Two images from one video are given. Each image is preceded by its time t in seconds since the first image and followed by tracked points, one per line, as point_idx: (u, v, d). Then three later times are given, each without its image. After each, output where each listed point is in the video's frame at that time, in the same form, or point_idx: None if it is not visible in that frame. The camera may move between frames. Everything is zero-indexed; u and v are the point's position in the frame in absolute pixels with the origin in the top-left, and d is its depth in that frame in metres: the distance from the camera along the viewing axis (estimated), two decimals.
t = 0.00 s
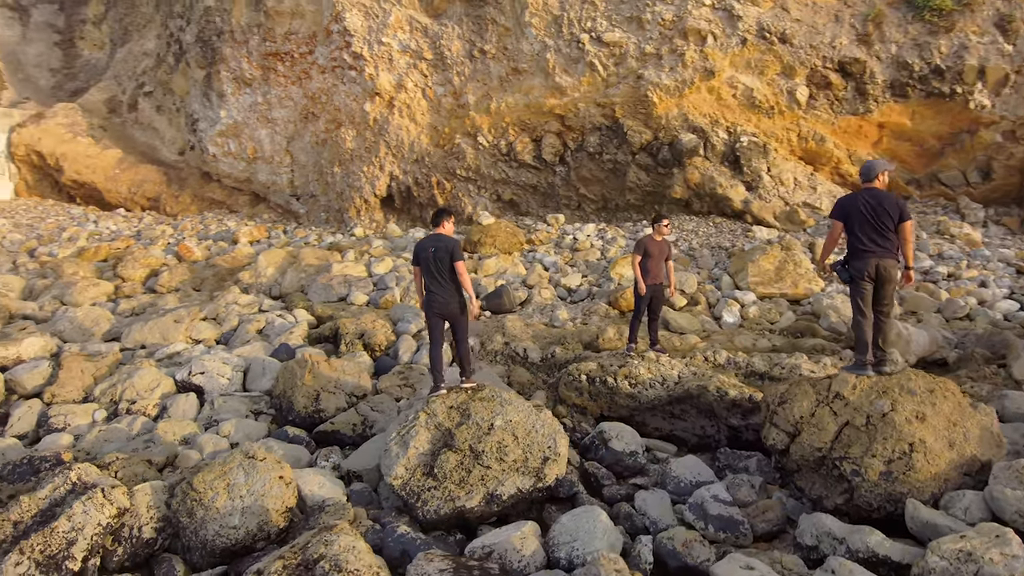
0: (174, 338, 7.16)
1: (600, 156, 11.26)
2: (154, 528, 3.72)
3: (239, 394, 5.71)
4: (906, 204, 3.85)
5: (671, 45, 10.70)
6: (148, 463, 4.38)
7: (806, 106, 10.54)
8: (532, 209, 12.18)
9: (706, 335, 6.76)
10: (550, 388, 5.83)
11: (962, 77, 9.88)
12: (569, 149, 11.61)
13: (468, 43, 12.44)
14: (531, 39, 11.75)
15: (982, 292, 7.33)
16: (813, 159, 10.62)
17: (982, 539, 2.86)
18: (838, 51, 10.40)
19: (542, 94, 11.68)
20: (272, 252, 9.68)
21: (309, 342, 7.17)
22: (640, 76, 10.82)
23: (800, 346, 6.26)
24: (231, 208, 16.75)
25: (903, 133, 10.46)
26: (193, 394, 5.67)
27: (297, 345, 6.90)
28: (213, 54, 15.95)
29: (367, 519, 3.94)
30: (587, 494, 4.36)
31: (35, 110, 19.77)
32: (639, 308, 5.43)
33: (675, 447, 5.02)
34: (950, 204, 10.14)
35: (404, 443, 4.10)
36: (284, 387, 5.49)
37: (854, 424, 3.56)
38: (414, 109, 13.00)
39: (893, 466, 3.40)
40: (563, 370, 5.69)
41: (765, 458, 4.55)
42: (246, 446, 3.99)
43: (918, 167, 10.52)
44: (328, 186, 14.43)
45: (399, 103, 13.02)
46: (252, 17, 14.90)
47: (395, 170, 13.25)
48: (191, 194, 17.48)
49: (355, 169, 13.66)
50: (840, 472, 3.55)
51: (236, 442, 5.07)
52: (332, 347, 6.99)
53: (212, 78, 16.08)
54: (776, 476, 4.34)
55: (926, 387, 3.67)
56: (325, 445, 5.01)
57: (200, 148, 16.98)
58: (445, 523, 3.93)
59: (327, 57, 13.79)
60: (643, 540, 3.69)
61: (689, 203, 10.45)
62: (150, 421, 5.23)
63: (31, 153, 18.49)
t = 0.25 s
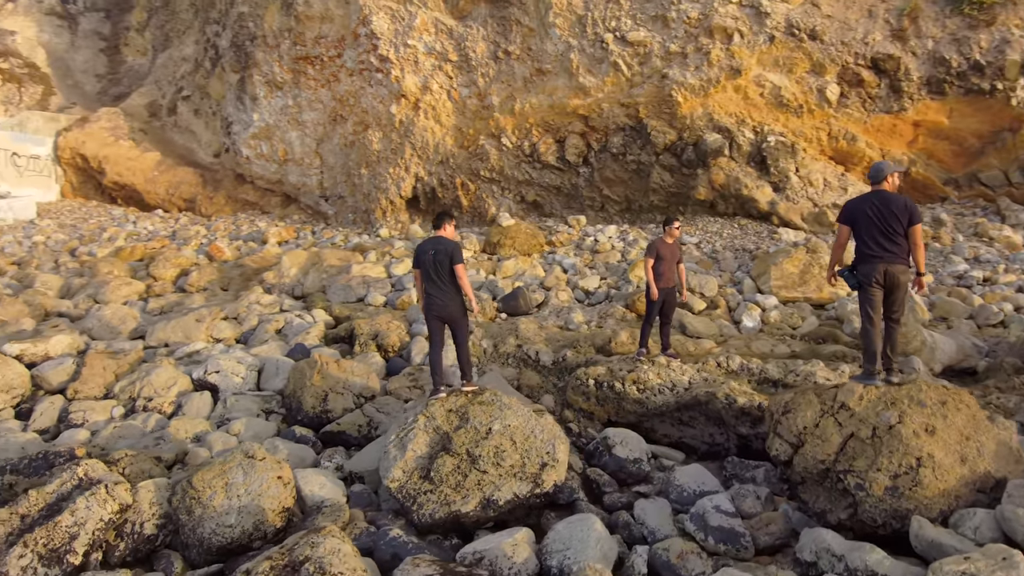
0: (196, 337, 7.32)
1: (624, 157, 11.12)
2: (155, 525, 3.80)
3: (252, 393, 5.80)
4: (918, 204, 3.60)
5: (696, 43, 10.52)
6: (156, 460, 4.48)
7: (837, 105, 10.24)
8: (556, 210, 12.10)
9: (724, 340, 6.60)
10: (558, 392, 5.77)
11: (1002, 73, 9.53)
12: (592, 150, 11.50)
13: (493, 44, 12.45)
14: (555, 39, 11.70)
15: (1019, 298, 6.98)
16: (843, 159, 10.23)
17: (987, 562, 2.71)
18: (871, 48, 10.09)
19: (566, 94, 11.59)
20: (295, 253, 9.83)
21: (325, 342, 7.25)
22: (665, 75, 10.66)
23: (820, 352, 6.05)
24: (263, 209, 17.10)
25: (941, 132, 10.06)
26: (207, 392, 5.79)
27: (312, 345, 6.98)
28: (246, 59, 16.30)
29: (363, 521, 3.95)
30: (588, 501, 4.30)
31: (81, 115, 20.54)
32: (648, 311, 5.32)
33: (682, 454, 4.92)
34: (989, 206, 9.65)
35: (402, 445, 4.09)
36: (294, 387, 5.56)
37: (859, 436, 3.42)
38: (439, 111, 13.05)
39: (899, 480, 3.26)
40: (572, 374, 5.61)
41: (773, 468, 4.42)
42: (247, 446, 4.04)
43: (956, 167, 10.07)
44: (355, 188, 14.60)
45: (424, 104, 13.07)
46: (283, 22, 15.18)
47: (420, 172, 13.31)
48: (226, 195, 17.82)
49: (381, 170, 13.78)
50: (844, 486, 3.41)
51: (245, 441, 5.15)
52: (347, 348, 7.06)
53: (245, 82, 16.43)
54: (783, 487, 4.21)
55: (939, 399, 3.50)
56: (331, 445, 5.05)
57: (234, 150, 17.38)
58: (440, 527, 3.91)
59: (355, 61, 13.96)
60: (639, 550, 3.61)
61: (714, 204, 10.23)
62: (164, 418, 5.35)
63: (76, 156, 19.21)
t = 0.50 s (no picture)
0: (216, 336, 7.48)
1: (648, 158, 10.97)
2: (158, 522, 3.87)
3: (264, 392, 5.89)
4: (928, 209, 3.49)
5: (722, 42, 10.33)
6: (165, 458, 4.57)
7: (869, 104, 9.95)
8: (580, 212, 12.00)
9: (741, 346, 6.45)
10: (567, 397, 5.70)
11: None
12: (616, 151, 11.37)
13: (517, 45, 12.44)
14: (579, 40, 11.63)
15: None
16: (875, 159, 9.85)
17: None
18: (905, 44, 9.81)
19: (590, 95, 11.55)
20: (318, 255, 9.95)
21: (341, 343, 7.32)
22: (689, 75, 10.50)
23: (841, 360, 5.85)
24: (294, 210, 17.40)
25: (980, 130, 9.70)
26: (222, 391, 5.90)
27: (328, 346, 7.06)
28: (278, 63, 16.63)
29: (360, 524, 3.96)
30: (588, 509, 4.24)
31: (123, 119, 21.23)
32: (658, 318, 5.22)
33: (690, 463, 4.82)
34: None
35: (400, 449, 4.10)
36: (304, 388, 5.63)
37: (862, 450, 3.29)
38: (464, 113, 13.08)
39: (903, 497, 3.12)
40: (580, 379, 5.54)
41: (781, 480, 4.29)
42: (248, 447, 4.11)
43: (996, 167, 9.58)
44: (382, 189, 14.73)
45: (450, 106, 13.11)
46: (313, 26, 15.44)
47: (445, 173, 13.35)
48: (259, 197, 18.16)
49: (406, 172, 13.88)
50: (846, 502, 3.28)
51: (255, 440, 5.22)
52: (362, 349, 7.12)
53: (277, 86, 16.76)
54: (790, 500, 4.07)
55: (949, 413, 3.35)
56: (337, 446, 5.09)
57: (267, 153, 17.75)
58: (436, 532, 3.90)
59: (383, 64, 14.12)
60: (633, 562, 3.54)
61: (739, 206, 10.01)
62: (178, 417, 5.47)
63: (118, 159, 19.86)
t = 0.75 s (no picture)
0: (236, 336, 7.63)
1: (671, 160, 10.81)
2: (160, 520, 3.94)
3: (276, 393, 5.98)
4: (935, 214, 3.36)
5: (747, 41, 10.13)
6: (173, 457, 4.67)
7: (901, 103, 9.65)
8: (602, 214, 11.89)
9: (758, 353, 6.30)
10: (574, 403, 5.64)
11: None
12: (639, 152, 11.23)
13: (541, 46, 12.39)
14: (602, 40, 11.53)
15: None
16: (908, 160, 9.54)
17: None
18: (941, 40, 9.50)
19: (613, 96, 11.46)
20: (339, 256, 10.07)
21: (356, 345, 7.39)
22: (714, 74, 10.32)
23: (859, 369, 5.65)
24: (323, 211, 17.66)
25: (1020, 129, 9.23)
26: (236, 391, 6.01)
27: (343, 348, 7.14)
28: (308, 67, 16.90)
29: (355, 528, 3.97)
30: (586, 518, 4.18)
31: (162, 123, 21.86)
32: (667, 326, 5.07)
33: (696, 472, 4.71)
34: None
35: (397, 453, 4.10)
36: (314, 389, 5.69)
37: (864, 465, 3.16)
38: (488, 114, 13.09)
39: (904, 516, 2.98)
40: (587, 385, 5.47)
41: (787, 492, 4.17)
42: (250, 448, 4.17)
43: None
44: (408, 191, 14.85)
45: (474, 108, 13.14)
46: (342, 30, 15.65)
47: (469, 175, 13.37)
48: (290, 198, 18.46)
49: (431, 174, 13.95)
50: (846, 519, 3.16)
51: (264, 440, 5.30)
52: (377, 350, 7.18)
53: (307, 89, 17.04)
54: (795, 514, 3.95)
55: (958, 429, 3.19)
56: (343, 448, 5.13)
57: (297, 155, 18.06)
58: (431, 537, 3.90)
59: (409, 66, 14.23)
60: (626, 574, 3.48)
61: (764, 208, 9.78)
62: (192, 416, 5.59)
63: (157, 162, 20.45)
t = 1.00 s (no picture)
0: (256, 336, 7.77)
1: (694, 161, 10.63)
2: (165, 518, 4.02)
3: (289, 394, 6.07)
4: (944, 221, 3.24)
5: (774, 39, 9.92)
6: (182, 456, 4.78)
7: (935, 101, 9.33)
8: (626, 216, 11.76)
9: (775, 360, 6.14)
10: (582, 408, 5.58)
11: None
12: (662, 153, 11.08)
13: (565, 47, 12.33)
14: (626, 40, 11.42)
15: None
16: (942, 160, 9.24)
17: None
18: (977, 35, 9.16)
19: (636, 97, 11.35)
20: (361, 258, 10.18)
21: (371, 346, 7.46)
22: (739, 74, 10.13)
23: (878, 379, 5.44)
24: (351, 213, 17.88)
25: None
26: (250, 391, 6.13)
27: (357, 349, 7.21)
28: (337, 70, 17.15)
29: (353, 531, 4.01)
30: (584, 526, 4.13)
31: (199, 127, 22.45)
32: (674, 330, 4.96)
33: (701, 482, 4.62)
34: None
35: (396, 457, 4.11)
36: (324, 390, 5.76)
37: (862, 481, 3.07)
38: (512, 116, 13.08)
39: (903, 535, 2.89)
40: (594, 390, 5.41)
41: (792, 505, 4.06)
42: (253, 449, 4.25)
43: None
44: (433, 193, 14.93)
45: (498, 110, 13.15)
46: (369, 34, 15.84)
47: (493, 176, 13.36)
48: (319, 200, 18.74)
49: (455, 175, 14.01)
50: (844, 536, 3.08)
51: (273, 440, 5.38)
52: (391, 352, 7.23)
53: (336, 92, 17.28)
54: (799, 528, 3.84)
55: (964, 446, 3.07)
56: (349, 449, 5.17)
57: (327, 157, 18.33)
58: (427, 542, 3.90)
59: (434, 69, 14.31)
60: None
61: (790, 211, 9.55)
62: (205, 415, 5.71)
63: (193, 164, 21.01)
